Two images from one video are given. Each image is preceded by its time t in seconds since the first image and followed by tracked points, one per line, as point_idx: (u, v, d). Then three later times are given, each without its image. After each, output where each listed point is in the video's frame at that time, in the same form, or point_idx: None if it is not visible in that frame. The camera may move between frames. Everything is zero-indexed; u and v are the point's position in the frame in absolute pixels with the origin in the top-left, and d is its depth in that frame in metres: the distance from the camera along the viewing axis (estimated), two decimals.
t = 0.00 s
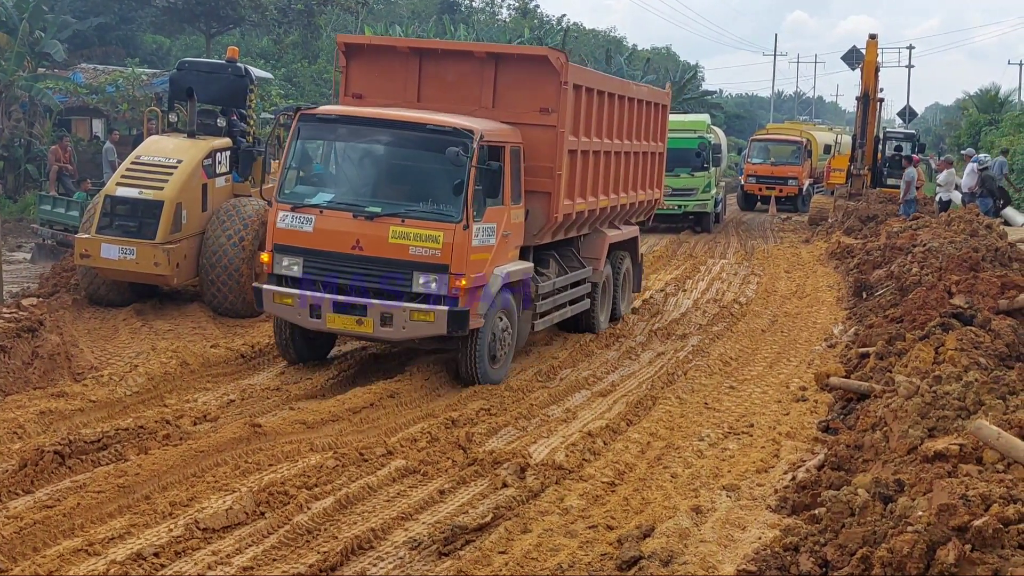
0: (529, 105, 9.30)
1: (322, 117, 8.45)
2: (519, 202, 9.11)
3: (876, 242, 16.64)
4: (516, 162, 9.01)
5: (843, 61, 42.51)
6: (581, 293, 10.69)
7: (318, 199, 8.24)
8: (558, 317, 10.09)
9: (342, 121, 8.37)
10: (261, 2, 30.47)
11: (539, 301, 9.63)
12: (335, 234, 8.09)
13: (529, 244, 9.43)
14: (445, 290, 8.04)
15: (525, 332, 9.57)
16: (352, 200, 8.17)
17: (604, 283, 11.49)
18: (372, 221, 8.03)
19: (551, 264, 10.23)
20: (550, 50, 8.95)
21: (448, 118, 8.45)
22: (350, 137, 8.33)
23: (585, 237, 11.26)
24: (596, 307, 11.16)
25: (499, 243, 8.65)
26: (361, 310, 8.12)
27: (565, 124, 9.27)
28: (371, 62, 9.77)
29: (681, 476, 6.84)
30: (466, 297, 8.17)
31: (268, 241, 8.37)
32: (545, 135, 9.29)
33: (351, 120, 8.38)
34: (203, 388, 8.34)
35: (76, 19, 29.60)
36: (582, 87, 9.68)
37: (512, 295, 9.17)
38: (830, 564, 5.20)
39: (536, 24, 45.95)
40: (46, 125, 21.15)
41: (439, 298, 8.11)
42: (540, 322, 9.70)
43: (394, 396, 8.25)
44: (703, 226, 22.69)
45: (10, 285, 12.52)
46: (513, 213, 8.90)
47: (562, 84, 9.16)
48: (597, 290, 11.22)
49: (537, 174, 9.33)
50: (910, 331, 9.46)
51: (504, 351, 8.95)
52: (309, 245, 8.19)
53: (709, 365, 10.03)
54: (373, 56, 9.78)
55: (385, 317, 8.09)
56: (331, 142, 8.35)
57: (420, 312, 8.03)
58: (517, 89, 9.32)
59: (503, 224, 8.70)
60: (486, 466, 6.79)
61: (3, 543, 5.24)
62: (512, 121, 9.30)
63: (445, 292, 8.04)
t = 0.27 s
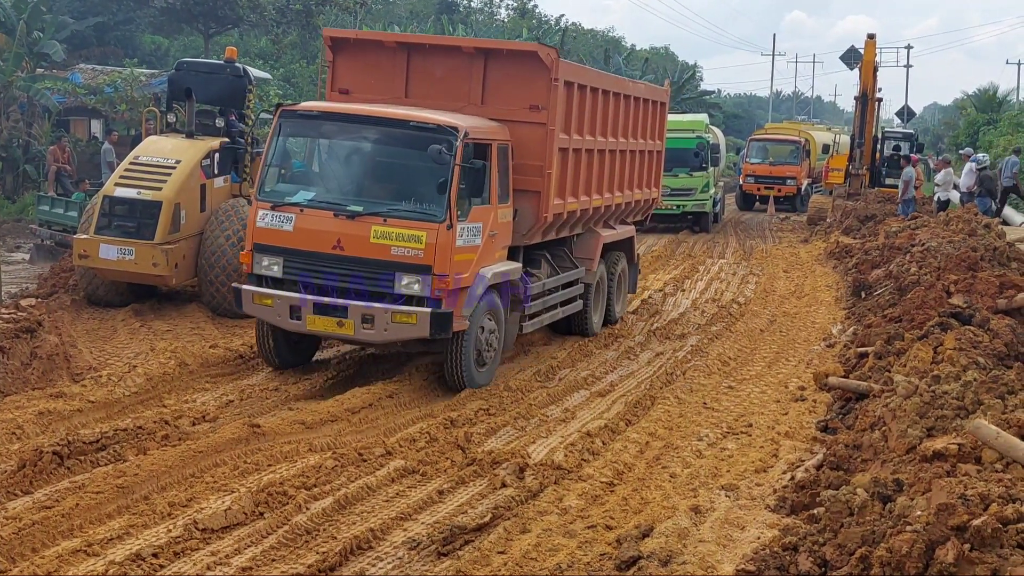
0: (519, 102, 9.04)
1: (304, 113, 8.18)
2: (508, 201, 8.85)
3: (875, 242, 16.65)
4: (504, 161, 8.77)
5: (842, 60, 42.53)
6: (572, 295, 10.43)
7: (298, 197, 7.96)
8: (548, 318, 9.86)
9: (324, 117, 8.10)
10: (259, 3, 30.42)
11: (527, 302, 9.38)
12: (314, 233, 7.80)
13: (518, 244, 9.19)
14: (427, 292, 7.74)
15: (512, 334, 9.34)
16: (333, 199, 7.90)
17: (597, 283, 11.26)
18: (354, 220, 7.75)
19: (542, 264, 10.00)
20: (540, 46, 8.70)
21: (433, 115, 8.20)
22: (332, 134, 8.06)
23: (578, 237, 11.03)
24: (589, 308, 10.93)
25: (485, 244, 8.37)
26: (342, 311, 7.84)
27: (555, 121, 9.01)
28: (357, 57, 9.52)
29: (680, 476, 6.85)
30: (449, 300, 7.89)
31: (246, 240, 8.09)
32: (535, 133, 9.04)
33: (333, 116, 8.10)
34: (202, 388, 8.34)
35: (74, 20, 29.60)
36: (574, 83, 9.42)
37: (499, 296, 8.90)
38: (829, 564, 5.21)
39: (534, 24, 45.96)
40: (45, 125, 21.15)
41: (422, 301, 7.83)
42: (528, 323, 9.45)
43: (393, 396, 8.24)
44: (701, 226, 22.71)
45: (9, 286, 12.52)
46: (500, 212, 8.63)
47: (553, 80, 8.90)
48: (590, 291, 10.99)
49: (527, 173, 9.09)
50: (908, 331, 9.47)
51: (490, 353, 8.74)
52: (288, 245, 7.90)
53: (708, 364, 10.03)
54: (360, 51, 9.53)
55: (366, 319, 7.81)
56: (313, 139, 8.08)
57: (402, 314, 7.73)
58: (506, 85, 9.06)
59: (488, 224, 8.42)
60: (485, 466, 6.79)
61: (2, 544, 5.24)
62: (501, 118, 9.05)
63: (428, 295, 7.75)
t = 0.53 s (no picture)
0: (507, 100, 8.86)
1: (284, 110, 7.99)
2: (495, 201, 8.66)
3: (873, 242, 16.67)
4: (491, 159, 8.58)
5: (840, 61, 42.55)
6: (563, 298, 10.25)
7: (278, 195, 7.77)
8: (538, 322, 9.64)
9: (304, 114, 7.91)
10: (257, 3, 30.25)
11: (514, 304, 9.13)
12: (294, 233, 7.61)
13: (505, 245, 8.99)
14: (410, 294, 7.55)
15: (499, 338, 9.06)
16: (313, 198, 7.71)
17: (589, 287, 11.06)
18: (334, 219, 7.56)
19: (533, 267, 9.80)
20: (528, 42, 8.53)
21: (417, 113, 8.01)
22: (314, 131, 7.87)
23: (570, 240, 10.84)
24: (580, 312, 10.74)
25: (470, 245, 8.16)
26: (321, 313, 7.63)
27: (544, 120, 8.82)
28: (343, 53, 9.35)
29: (678, 476, 6.85)
30: (432, 302, 7.69)
31: (225, 239, 7.89)
32: (523, 131, 8.84)
33: (315, 112, 7.91)
34: (200, 388, 8.33)
35: (72, 20, 29.59)
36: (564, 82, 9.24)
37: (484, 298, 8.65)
38: (827, 564, 5.21)
39: (532, 24, 45.96)
40: (42, 126, 21.13)
41: (404, 302, 7.63)
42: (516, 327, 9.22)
43: (391, 397, 8.24)
44: (699, 226, 22.71)
45: (6, 286, 12.50)
46: (487, 212, 8.43)
47: (542, 78, 8.73)
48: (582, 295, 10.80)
49: (515, 172, 8.89)
50: (906, 331, 9.47)
51: (475, 358, 8.52)
52: (267, 244, 7.70)
53: (706, 365, 10.03)
54: (346, 47, 9.35)
55: (346, 321, 7.59)
56: (294, 135, 7.88)
57: (383, 316, 7.52)
58: (494, 82, 8.88)
59: (474, 224, 8.22)
60: (483, 466, 6.79)
61: None
62: (488, 116, 8.86)
63: (411, 296, 7.56)
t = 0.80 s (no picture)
0: (493, 104, 8.53)
1: (261, 116, 7.75)
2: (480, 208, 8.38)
3: (872, 242, 16.68)
4: (476, 166, 8.28)
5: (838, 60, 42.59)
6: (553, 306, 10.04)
7: (253, 205, 7.53)
8: (525, 332, 9.40)
9: (282, 121, 7.69)
10: (256, 3, 30.02)
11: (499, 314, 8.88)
12: (270, 243, 7.36)
13: (491, 254, 8.68)
14: (389, 307, 7.29)
15: (485, 349, 8.78)
16: (289, 207, 7.46)
17: (581, 293, 10.83)
18: (310, 230, 7.31)
19: (522, 275, 9.54)
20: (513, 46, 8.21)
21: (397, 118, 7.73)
22: (291, 138, 7.63)
23: (562, 245, 10.59)
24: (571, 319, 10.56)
25: (454, 254, 7.89)
26: (297, 326, 7.39)
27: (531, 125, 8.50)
28: (323, 56, 8.98)
29: (677, 476, 6.85)
30: (413, 314, 7.43)
31: (200, 249, 7.66)
32: (510, 137, 8.53)
33: (293, 119, 7.68)
34: (199, 389, 8.33)
35: (71, 21, 29.61)
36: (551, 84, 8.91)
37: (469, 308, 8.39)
38: (826, 564, 5.21)
39: (531, 24, 45.98)
40: (41, 127, 21.14)
41: (384, 315, 7.38)
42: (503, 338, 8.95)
43: (390, 398, 8.23)
44: (698, 226, 22.73)
45: (5, 287, 12.50)
46: (471, 221, 8.14)
47: (529, 82, 8.41)
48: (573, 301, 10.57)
49: (501, 179, 8.57)
50: (905, 331, 9.48)
51: (462, 365, 8.27)
52: (242, 255, 7.46)
53: (705, 365, 10.03)
54: (326, 49, 8.98)
55: (324, 334, 7.34)
56: (271, 142, 7.64)
57: (361, 330, 7.27)
58: (480, 86, 8.55)
59: (458, 233, 7.95)
60: (482, 467, 6.79)
61: None
62: (474, 122, 8.54)
63: (390, 309, 7.30)
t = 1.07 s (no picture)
0: (480, 108, 8.27)
1: (238, 121, 7.51)
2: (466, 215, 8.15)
3: (870, 241, 16.69)
4: (461, 171, 8.05)
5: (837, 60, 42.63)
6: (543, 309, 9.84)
7: (230, 213, 7.30)
8: (514, 339, 9.19)
9: (259, 127, 7.45)
10: (255, 3, 29.93)
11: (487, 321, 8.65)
12: (246, 254, 7.14)
13: (479, 260, 8.45)
14: (370, 320, 7.09)
15: (471, 360, 8.52)
16: (267, 216, 7.23)
17: (573, 295, 10.64)
18: (288, 240, 7.08)
19: (513, 278, 9.33)
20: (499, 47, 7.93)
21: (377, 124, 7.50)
22: (269, 144, 7.40)
23: (554, 246, 10.39)
24: (563, 322, 10.38)
25: (438, 263, 7.67)
26: (275, 339, 7.18)
27: (519, 128, 8.24)
28: (307, 56, 8.75)
29: (676, 476, 6.85)
30: (394, 326, 7.23)
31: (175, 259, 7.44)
32: (496, 141, 8.27)
33: (270, 125, 7.44)
34: (198, 389, 8.32)
35: (70, 21, 29.60)
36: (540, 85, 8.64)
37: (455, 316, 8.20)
38: (826, 563, 5.22)
39: (530, 24, 45.99)
40: (40, 127, 21.14)
41: (364, 328, 7.17)
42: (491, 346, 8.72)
43: (389, 398, 8.23)
44: (697, 225, 22.74)
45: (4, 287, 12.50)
46: (455, 228, 7.92)
47: (516, 85, 8.14)
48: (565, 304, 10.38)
49: (488, 183, 8.33)
50: (904, 330, 9.49)
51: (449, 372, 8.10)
52: (218, 265, 7.25)
53: (704, 364, 10.03)
54: (309, 49, 8.74)
55: (303, 348, 7.14)
56: (248, 149, 7.41)
57: (340, 343, 7.07)
58: (466, 89, 8.28)
59: (442, 242, 7.73)
60: (482, 466, 6.80)
61: None
62: (459, 125, 8.28)
63: (370, 322, 7.10)
